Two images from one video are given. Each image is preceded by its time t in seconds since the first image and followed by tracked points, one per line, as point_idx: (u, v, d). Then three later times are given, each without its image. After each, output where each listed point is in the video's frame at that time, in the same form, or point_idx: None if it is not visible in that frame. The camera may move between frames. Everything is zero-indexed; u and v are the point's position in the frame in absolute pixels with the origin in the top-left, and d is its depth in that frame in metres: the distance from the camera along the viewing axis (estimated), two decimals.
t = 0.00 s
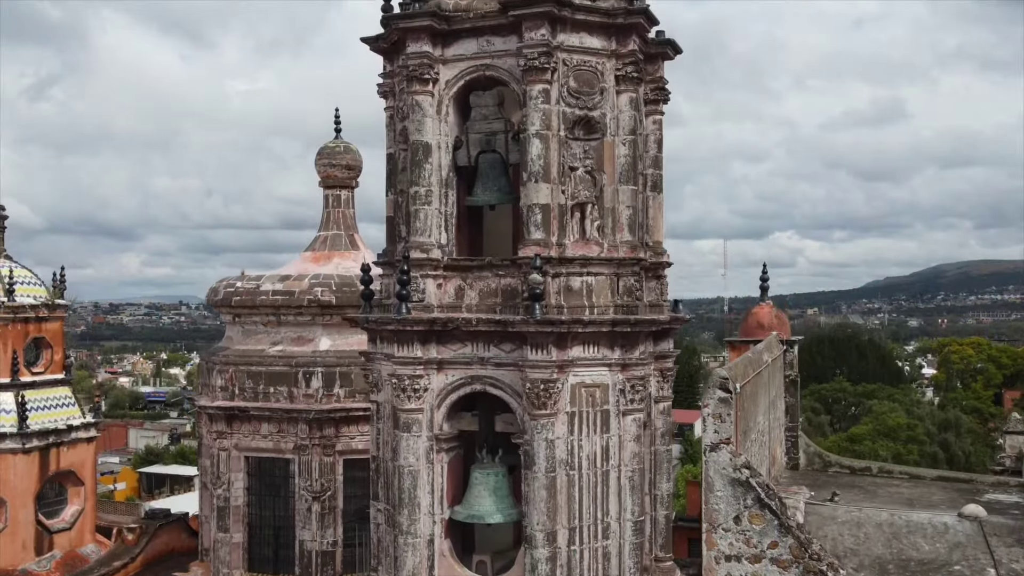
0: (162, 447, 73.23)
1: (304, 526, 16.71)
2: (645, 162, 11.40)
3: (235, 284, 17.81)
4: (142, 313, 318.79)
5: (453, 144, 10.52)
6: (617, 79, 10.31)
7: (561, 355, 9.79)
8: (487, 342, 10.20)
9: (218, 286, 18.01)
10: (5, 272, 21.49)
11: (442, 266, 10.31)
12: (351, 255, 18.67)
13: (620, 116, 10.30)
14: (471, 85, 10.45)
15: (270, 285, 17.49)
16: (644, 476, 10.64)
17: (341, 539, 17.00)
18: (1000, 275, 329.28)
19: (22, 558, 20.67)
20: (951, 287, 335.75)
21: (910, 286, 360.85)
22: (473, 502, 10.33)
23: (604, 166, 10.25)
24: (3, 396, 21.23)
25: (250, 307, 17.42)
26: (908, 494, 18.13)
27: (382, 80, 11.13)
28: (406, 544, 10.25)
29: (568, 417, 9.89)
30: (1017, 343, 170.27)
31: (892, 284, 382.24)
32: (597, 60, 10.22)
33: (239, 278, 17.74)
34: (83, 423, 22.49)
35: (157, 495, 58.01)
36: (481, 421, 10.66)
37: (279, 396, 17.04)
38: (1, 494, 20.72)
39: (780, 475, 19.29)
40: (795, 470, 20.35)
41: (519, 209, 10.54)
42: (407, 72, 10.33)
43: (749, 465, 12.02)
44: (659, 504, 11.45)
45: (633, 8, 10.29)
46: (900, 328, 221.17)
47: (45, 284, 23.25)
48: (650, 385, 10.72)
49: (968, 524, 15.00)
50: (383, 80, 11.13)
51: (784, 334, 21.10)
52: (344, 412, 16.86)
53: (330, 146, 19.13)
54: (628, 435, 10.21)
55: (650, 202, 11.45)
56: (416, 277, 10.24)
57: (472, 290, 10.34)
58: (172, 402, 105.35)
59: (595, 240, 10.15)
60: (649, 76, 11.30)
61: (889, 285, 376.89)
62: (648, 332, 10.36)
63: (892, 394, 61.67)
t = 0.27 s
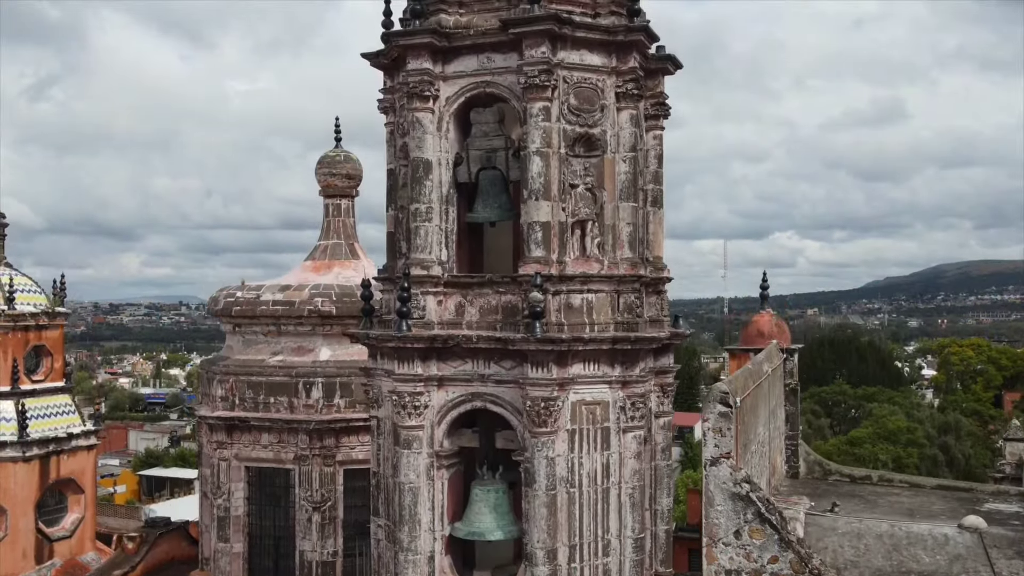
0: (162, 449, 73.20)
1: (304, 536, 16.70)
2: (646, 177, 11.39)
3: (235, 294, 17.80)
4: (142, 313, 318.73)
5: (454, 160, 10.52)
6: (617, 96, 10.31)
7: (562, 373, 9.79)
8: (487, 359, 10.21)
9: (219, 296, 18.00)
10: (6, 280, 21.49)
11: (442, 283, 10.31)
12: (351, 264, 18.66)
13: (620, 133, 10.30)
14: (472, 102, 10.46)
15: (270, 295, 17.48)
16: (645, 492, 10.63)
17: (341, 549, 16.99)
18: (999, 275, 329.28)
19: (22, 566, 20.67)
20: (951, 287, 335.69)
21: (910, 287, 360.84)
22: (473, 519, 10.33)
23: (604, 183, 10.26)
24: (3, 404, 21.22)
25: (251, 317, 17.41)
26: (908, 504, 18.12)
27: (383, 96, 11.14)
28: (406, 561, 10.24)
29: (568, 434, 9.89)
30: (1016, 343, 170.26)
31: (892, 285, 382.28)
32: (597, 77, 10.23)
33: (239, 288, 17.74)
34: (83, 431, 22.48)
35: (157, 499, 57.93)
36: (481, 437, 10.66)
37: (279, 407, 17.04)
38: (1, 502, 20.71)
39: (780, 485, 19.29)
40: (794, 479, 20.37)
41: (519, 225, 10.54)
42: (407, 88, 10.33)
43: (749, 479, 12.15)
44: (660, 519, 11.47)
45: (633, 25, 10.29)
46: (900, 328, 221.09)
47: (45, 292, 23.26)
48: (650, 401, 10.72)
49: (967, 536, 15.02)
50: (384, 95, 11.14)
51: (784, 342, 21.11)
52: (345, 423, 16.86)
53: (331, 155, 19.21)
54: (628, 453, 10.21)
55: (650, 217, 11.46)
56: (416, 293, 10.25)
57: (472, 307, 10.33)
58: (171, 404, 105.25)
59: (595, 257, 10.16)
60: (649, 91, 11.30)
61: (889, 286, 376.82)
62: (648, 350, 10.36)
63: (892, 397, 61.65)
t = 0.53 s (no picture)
0: (162, 452, 73.09)
1: (304, 547, 16.67)
2: (646, 193, 11.39)
3: (236, 304, 17.77)
4: (142, 313, 318.66)
5: (455, 178, 10.53)
6: (617, 113, 10.32)
7: (563, 392, 9.79)
8: (488, 377, 10.21)
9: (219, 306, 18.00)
10: (6, 288, 21.49)
11: (443, 300, 10.32)
12: (352, 273, 18.68)
13: (621, 150, 10.30)
14: (472, 119, 10.47)
15: (271, 305, 17.47)
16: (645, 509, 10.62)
17: (342, 560, 16.98)
18: (999, 275, 329.34)
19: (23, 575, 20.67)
20: (951, 287, 335.62)
21: (910, 287, 360.81)
22: (474, 536, 10.32)
23: (605, 201, 10.26)
24: (3, 412, 21.21)
25: (251, 327, 17.40)
26: (908, 514, 18.08)
27: (384, 112, 11.15)
28: None
29: (569, 452, 9.90)
30: (1016, 343, 170.34)
31: (891, 285, 382.33)
32: (598, 94, 10.23)
33: (239, 298, 17.73)
34: (84, 439, 22.49)
35: (158, 502, 57.88)
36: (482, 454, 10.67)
37: (280, 417, 17.03)
38: (2, 511, 20.71)
39: (781, 494, 19.27)
40: (795, 487, 20.37)
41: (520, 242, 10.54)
42: (409, 106, 10.34)
43: (750, 494, 12.19)
44: (661, 535, 11.41)
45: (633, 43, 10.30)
46: (900, 329, 220.97)
47: (45, 300, 23.26)
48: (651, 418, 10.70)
49: (967, 547, 15.05)
50: (384, 111, 11.14)
51: (784, 350, 21.12)
52: (345, 433, 16.86)
53: (332, 165, 19.26)
54: (629, 470, 10.21)
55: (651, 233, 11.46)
56: (417, 311, 10.26)
57: (474, 323, 10.34)
58: (172, 405, 105.07)
59: (597, 274, 10.16)
60: (650, 106, 11.30)
61: (889, 286, 376.70)
62: (649, 367, 10.36)
63: (892, 400, 61.63)
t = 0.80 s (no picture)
0: (162, 455, 73.00)
1: (305, 557, 16.64)
2: (647, 208, 11.39)
3: (236, 314, 17.76)
4: (141, 313, 318.46)
5: (455, 194, 10.54)
6: (618, 130, 10.31)
7: (563, 410, 9.80)
8: (489, 394, 10.22)
9: (220, 316, 18.00)
10: (7, 296, 21.49)
11: (444, 317, 10.32)
12: (352, 283, 18.71)
13: (622, 167, 10.30)
14: (473, 136, 10.47)
15: (271, 316, 17.45)
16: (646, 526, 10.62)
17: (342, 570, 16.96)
18: (999, 276, 329.30)
19: None
20: (951, 288, 335.66)
21: (910, 287, 360.86)
22: (475, 552, 10.32)
23: (606, 218, 10.26)
24: (3, 421, 21.20)
25: (251, 337, 17.39)
26: (909, 524, 18.06)
27: (384, 127, 11.15)
28: None
29: (570, 469, 9.90)
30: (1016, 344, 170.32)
31: (891, 285, 382.26)
32: (598, 111, 10.23)
33: (240, 309, 17.72)
34: (84, 448, 22.48)
35: (159, 505, 57.77)
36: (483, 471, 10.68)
37: (280, 427, 17.03)
38: (2, 520, 20.72)
39: (781, 504, 19.25)
40: (795, 496, 20.39)
41: (521, 259, 10.54)
42: (409, 123, 10.34)
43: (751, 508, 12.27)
44: (663, 550, 11.35)
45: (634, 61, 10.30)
46: (901, 329, 220.92)
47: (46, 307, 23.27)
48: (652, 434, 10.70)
49: (968, 559, 15.01)
50: (385, 127, 11.15)
51: (784, 359, 21.11)
52: (346, 443, 16.85)
53: (332, 174, 19.26)
54: (629, 487, 10.22)
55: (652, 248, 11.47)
56: (418, 328, 10.27)
57: (474, 340, 10.34)
58: (172, 407, 104.88)
59: (597, 291, 10.17)
60: (651, 122, 11.30)
61: (889, 286, 376.74)
62: (650, 385, 10.36)
63: (892, 403, 61.61)
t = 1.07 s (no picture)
0: (162, 457, 72.91)
1: (306, 567, 16.64)
2: (648, 223, 11.39)
3: (237, 324, 17.77)
4: (141, 313, 318.41)
5: (457, 211, 10.55)
6: (619, 147, 10.32)
7: (565, 427, 9.81)
8: (490, 412, 10.23)
9: (221, 324, 17.98)
10: (8, 304, 21.50)
11: (445, 334, 10.33)
12: (353, 291, 18.74)
13: (623, 183, 10.31)
14: (474, 152, 10.48)
15: (272, 325, 17.44)
16: (647, 540, 10.62)
17: None
18: (999, 276, 329.31)
19: None
20: (951, 288, 335.73)
21: (909, 287, 360.96)
22: (477, 568, 10.31)
23: (607, 235, 10.27)
24: (4, 428, 21.19)
25: (252, 347, 17.39)
26: (909, 533, 18.08)
27: (386, 142, 11.16)
28: None
29: (571, 487, 9.91)
30: (1016, 345, 170.33)
31: (892, 285, 382.26)
32: (599, 127, 10.22)
33: (241, 318, 17.71)
34: (85, 455, 22.49)
35: (159, 508, 57.75)
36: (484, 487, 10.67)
37: (281, 437, 17.06)
38: (3, 528, 20.72)
39: (781, 514, 19.23)
40: (795, 504, 20.41)
41: (521, 275, 10.54)
42: (411, 139, 10.34)
43: (752, 522, 12.29)
44: (663, 564, 11.33)
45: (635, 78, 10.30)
46: (901, 330, 221.05)
47: (46, 315, 23.29)
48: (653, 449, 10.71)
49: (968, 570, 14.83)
50: (386, 142, 11.16)
51: (785, 366, 21.12)
52: (346, 454, 16.87)
53: (332, 183, 19.25)
54: (630, 504, 10.23)
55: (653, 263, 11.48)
56: (420, 344, 10.28)
57: (475, 357, 10.35)
58: (172, 409, 104.78)
59: (598, 308, 10.18)
60: (652, 138, 11.29)
61: (889, 287, 376.87)
62: (651, 402, 10.36)
63: (892, 405, 61.63)
